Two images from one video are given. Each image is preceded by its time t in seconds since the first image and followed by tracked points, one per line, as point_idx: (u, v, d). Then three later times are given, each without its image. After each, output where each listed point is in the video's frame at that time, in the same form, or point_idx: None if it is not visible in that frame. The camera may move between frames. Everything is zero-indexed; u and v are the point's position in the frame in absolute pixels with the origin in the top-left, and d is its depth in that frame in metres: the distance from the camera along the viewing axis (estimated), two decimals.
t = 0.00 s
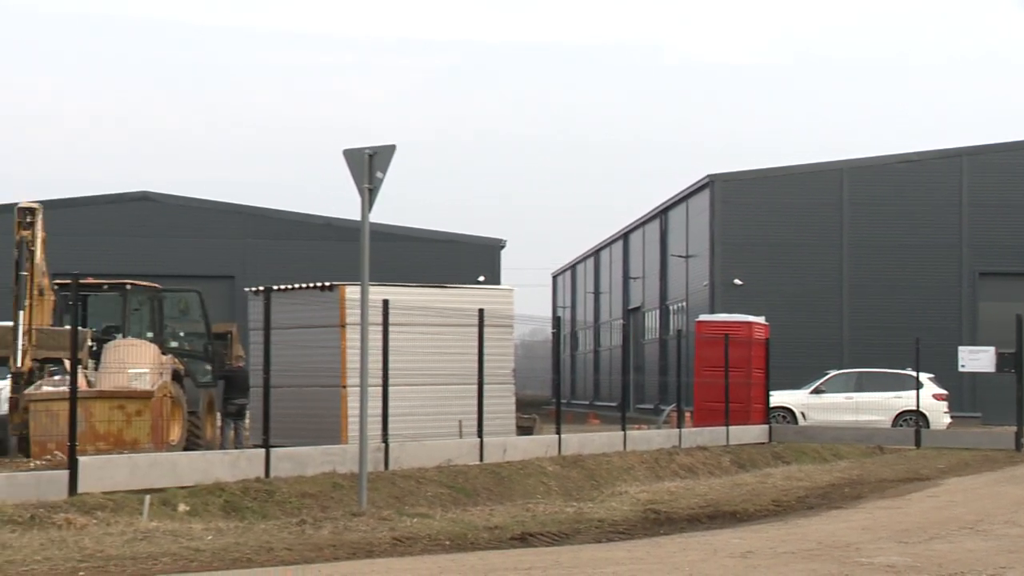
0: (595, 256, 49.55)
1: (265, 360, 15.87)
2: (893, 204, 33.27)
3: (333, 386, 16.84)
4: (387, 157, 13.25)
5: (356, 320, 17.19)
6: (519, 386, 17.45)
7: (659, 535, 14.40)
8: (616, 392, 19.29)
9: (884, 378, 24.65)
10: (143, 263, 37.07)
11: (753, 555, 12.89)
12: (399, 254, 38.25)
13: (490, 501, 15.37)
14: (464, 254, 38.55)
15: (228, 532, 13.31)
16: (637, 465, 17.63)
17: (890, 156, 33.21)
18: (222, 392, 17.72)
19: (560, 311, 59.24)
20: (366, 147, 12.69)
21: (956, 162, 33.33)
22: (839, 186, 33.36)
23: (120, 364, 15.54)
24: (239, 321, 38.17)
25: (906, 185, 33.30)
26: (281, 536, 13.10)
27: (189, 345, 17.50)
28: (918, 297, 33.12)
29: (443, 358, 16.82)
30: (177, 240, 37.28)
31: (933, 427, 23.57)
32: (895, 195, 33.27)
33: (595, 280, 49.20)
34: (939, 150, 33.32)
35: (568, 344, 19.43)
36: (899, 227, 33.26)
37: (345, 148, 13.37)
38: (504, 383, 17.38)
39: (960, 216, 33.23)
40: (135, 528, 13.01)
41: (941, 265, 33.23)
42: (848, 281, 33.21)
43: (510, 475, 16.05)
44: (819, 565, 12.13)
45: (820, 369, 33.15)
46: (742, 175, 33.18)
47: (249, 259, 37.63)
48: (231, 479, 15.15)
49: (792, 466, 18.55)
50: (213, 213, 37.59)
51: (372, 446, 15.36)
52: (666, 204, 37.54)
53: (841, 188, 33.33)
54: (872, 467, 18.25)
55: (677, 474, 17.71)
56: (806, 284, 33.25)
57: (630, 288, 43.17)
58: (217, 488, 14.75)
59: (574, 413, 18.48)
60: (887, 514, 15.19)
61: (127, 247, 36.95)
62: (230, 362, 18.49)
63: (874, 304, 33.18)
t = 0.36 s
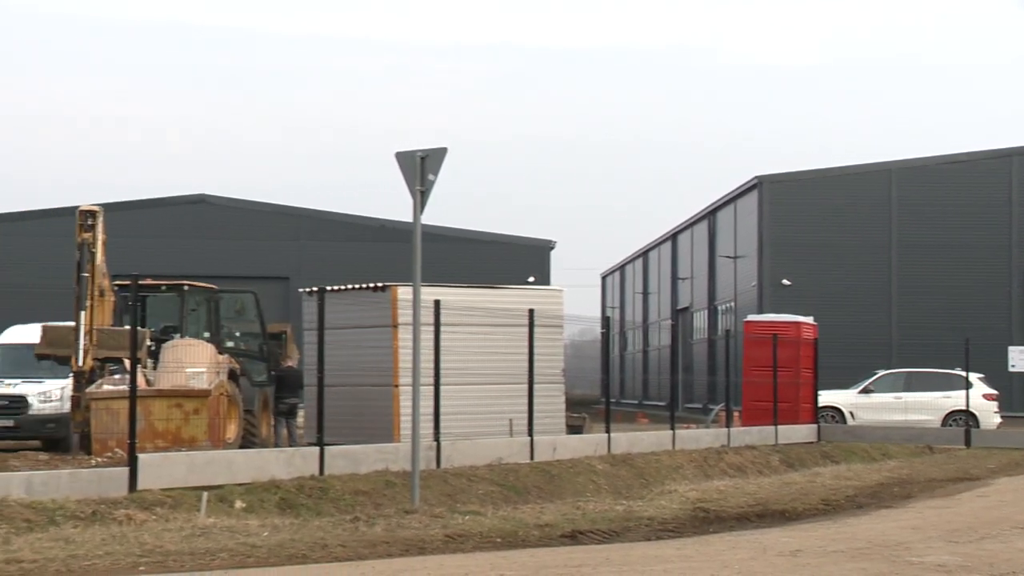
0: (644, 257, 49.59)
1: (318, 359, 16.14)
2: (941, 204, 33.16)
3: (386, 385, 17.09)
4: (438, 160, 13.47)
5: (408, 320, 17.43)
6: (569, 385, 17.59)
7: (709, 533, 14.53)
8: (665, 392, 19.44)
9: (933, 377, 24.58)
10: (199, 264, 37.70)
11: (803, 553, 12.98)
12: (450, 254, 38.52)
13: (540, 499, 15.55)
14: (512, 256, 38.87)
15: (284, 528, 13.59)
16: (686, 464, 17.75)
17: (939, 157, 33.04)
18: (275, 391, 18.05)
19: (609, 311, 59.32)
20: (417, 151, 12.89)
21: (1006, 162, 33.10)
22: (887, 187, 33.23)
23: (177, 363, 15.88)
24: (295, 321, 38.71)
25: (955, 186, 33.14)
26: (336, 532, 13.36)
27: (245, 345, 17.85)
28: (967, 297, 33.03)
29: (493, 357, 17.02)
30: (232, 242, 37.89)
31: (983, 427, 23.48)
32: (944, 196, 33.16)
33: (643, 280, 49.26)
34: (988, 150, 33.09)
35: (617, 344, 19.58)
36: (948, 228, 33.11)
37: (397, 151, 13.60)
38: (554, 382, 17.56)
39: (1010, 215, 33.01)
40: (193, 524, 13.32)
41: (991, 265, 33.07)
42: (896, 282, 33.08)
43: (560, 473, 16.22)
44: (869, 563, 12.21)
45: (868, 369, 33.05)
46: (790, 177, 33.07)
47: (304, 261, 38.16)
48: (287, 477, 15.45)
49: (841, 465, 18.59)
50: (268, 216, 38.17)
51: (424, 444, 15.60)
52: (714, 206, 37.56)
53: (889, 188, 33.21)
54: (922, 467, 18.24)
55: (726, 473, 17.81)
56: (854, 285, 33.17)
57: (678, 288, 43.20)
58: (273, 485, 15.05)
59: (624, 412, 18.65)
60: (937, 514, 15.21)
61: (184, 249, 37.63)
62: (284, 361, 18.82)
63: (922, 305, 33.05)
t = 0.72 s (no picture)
0: (695, 259, 49.65)
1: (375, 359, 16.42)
2: (994, 205, 33.02)
3: (441, 385, 17.33)
4: (493, 163, 13.68)
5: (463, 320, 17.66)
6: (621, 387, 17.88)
7: (762, 531, 14.63)
8: (717, 391, 19.56)
9: (988, 378, 24.45)
10: (257, 267, 38.21)
11: (857, 552, 13.04)
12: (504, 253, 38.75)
13: (594, 497, 15.71)
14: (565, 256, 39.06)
15: (342, 525, 13.86)
16: (739, 463, 17.84)
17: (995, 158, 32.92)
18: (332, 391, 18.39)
19: (661, 311, 59.30)
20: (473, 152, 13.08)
21: None
22: (942, 188, 33.00)
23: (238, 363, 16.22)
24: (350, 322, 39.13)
25: (1009, 187, 32.99)
26: (393, 529, 13.61)
27: (302, 345, 18.20)
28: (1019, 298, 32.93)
29: (547, 357, 17.21)
30: (290, 244, 38.37)
31: None
32: (999, 196, 33.01)
33: (696, 281, 49.23)
34: None
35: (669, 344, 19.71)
36: (1002, 228, 32.97)
37: (453, 153, 13.82)
38: (607, 382, 17.71)
39: None
40: (253, 521, 13.63)
41: None
42: (949, 283, 32.99)
43: (614, 472, 16.38)
44: (923, 563, 12.26)
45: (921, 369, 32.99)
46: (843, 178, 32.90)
47: (360, 262, 38.57)
48: (345, 474, 15.74)
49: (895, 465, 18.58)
50: (324, 218, 38.62)
51: (479, 443, 15.82)
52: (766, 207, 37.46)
53: (944, 189, 32.99)
54: (977, 467, 18.20)
55: (779, 472, 17.87)
56: (907, 285, 32.99)
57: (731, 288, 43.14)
58: (330, 482, 15.33)
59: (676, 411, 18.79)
60: (992, 514, 15.20)
61: (243, 252, 38.16)
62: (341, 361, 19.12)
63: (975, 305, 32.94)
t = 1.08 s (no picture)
0: (744, 258, 49.53)
1: (428, 359, 16.62)
2: None
3: (493, 384, 17.55)
4: (544, 164, 13.85)
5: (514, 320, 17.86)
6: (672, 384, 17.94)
7: (813, 530, 14.69)
8: (767, 390, 19.62)
9: None
10: (312, 268, 38.63)
11: (908, 551, 13.09)
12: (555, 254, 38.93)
13: (645, 495, 15.84)
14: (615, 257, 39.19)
15: (395, 522, 14.10)
16: (790, 462, 17.88)
17: None
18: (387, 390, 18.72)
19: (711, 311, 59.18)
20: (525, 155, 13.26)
21: None
22: (993, 188, 32.94)
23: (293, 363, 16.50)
24: (404, 323, 39.47)
25: None
26: (446, 527, 13.83)
27: (356, 343, 18.53)
28: None
29: (598, 356, 17.36)
30: (343, 245, 38.77)
31: None
32: None
33: (745, 281, 49.11)
34: None
35: (719, 343, 19.79)
36: None
37: (504, 155, 14.01)
38: (657, 381, 17.84)
39: None
40: (309, 518, 13.91)
41: None
42: (1000, 283, 32.82)
43: (664, 470, 16.50)
44: (975, 563, 12.28)
45: (973, 369, 32.80)
46: (894, 178, 32.75)
47: (414, 263, 38.91)
48: (398, 472, 15.98)
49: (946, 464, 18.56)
50: (378, 221, 38.97)
51: (531, 441, 16.00)
52: (816, 208, 37.30)
53: (995, 189, 32.91)
54: None
55: (829, 471, 17.90)
56: (958, 285, 32.85)
57: (780, 288, 43.02)
58: (384, 480, 15.59)
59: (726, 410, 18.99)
60: None
61: (300, 254, 38.61)
62: (394, 360, 19.39)
63: None
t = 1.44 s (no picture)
0: (794, 259, 49.32)
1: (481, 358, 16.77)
2: None
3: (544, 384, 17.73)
4: (595, 166, 14.00)
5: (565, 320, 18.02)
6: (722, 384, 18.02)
7: (864, 530, 14.73)
8: (818, 390, 19.67)
9: None
10: (365, 269, 39.01)
11: (960, 551, 13.10)
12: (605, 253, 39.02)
13: (695, 494, 15.94)
14: (666, 257, 39.22)
15: (449, 520, 14.31)
16: (840, 461, 17.90)
17: None
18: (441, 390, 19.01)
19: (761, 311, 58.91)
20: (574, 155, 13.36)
21: None
22: None
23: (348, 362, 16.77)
24: (456, 323, 39.73)
25: None
26: (498, 524, 14.02)
27: (409, 343, 18.79)
28: None
29: (648, 356, 17.48)
30: (395, 247, 39.15)
31: None
32: None
33: (795, 281, 48.91)
34: None
35: (769, 343, 19.85)
36: None
37: (555, 158, 14.18)
38: (707, 381, 17.93)
39: None
40: (364, 515, 14.15)
41: None
42: None
43: (714, 470, 16.59)
44: None
45: None
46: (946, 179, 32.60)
47: (466, 264, 39.16)
48: (451, 470, 16.20)
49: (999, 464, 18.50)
50: (429, 223, 39.29)
51: (582, 441, 16.15)
52: (867, 209, 37.16)
53: None
54: None
55: (881, 471, 17.91)
56: (1011, 286, 32.59)
57: (830, 288, 42.85)
58: (437, 478, 15.80)
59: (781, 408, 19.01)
60: None
61: (353, 255, 39.01)
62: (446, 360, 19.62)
63: None
